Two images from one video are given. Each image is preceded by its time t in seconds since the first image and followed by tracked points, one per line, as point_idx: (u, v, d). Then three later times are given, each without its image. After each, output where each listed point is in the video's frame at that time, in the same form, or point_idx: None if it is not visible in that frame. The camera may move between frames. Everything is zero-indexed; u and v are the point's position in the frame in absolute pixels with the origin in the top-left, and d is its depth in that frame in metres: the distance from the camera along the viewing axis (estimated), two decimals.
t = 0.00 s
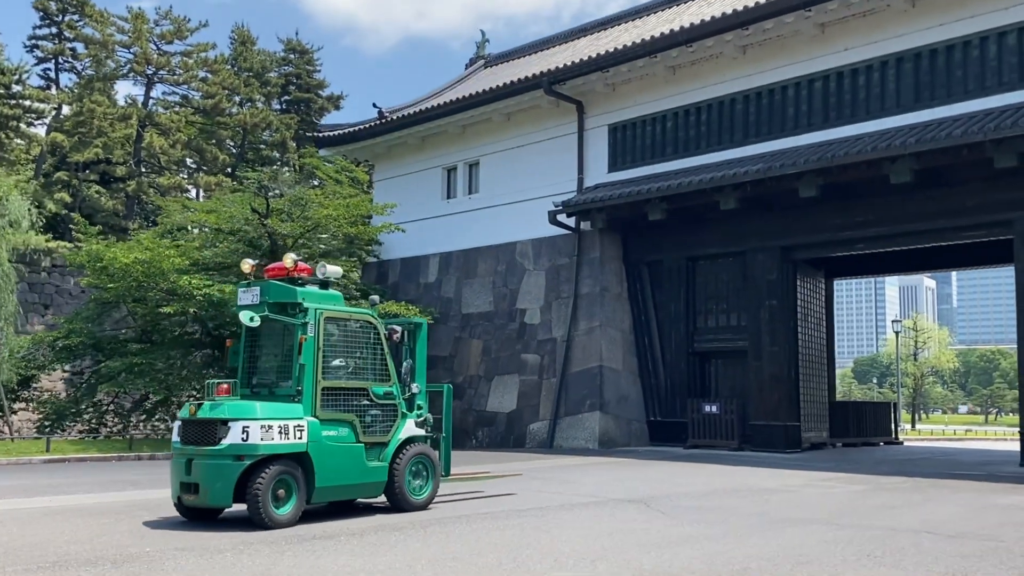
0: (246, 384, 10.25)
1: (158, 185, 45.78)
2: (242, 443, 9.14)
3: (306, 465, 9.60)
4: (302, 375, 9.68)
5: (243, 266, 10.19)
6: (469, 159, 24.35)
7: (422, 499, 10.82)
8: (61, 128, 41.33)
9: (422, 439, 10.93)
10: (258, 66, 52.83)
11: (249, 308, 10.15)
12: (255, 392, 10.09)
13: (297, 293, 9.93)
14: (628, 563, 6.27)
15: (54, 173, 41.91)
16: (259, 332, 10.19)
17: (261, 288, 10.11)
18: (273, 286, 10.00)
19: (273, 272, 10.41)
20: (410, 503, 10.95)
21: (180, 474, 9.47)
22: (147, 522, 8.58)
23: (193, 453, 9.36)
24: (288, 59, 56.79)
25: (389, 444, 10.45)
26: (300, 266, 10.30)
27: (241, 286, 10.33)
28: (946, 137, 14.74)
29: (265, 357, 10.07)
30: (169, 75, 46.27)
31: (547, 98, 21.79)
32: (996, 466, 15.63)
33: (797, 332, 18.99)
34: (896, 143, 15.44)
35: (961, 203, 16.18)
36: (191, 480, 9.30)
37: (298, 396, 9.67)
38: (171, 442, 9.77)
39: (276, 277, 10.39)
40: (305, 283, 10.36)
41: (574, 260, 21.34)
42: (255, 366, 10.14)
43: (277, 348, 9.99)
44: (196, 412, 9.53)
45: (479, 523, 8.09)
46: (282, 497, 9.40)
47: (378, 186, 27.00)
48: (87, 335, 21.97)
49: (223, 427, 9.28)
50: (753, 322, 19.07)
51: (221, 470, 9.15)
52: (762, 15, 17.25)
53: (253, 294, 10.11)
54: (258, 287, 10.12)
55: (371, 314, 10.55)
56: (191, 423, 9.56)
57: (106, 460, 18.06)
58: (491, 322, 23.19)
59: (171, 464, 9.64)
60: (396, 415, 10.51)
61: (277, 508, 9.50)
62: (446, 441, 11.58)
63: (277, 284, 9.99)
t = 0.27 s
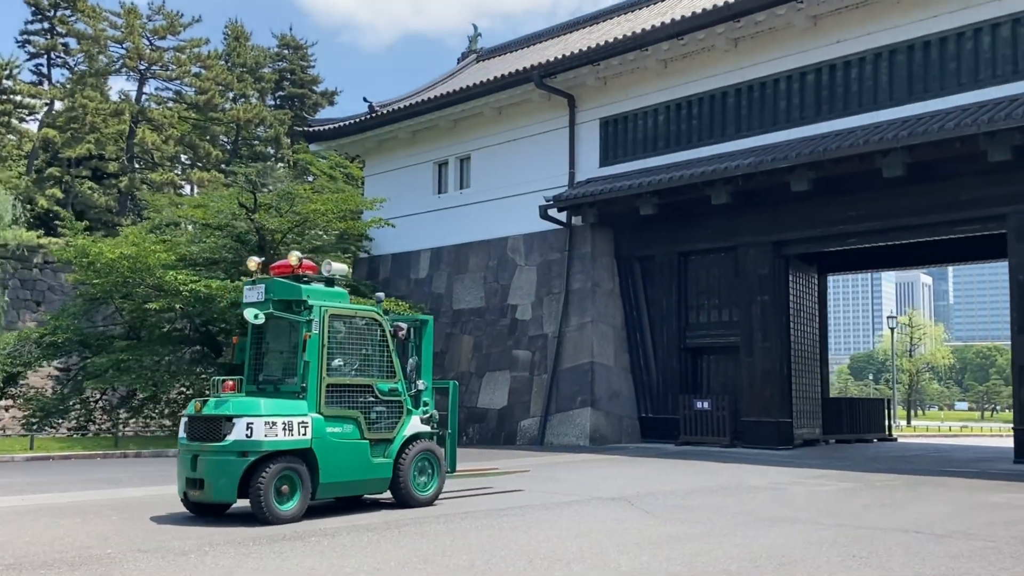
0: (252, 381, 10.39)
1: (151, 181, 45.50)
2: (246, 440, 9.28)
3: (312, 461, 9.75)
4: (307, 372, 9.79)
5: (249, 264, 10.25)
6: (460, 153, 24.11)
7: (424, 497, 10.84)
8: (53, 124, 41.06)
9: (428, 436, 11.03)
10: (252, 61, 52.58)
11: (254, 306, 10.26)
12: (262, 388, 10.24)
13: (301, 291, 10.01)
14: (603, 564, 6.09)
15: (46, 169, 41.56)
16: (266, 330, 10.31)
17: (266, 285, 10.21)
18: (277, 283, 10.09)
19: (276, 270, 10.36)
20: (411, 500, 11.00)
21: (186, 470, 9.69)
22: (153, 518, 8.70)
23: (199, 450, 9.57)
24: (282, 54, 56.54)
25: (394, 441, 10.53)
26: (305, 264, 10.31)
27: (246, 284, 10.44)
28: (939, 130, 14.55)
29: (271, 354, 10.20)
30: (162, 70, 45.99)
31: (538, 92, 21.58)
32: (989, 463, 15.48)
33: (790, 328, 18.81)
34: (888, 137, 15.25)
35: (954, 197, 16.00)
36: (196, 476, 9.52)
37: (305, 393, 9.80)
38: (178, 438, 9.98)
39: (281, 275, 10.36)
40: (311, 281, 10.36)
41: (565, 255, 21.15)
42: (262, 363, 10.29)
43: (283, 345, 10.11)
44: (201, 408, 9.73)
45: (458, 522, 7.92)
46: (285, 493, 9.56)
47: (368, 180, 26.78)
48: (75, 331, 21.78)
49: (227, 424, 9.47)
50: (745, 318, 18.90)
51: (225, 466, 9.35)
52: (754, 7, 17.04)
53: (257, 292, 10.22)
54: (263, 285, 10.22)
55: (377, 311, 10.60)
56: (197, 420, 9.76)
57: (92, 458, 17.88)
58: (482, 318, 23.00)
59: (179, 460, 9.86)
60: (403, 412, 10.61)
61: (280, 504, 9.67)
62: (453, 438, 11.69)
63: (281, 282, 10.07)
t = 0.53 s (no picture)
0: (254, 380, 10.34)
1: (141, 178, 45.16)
2: (249, 439, 9.22)
3: (314, 461, 9.70)
4: (310, 372, 9.74)
5: (252, 264, 10.28)
6: (449, 150, 23.85)
7: (427, 497, 10.71)
8: (42, 121, 40.72)
9: (431, 436, 10.96)
10: (244, 58, 52.26)
11: (257, 305, 10.24)
12: (264, 388, 10.19)
13: (304, 291, 9.99)
14: (580, 570, 5.86)
15: (36, 166, 41.03)
16: (268, 330, 10.28)
17: (269, 285, 10.21)
18: (280, 283, 10.07)
19: (279, 270, 10.40)
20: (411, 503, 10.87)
21: (189, 470, 9.66)
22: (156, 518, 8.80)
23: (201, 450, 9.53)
24: (275, 51, 56.24)
25: (397, 441, 10.48)
26: (307, 264, 10.33)
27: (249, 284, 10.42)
28: (932, 124, 14.33)
29: (274, 354, 10.15)
30: (152, 67, 45.64)
31: (528, 87, 21.33)
32: (983, 461, 15.28)
33: (782, 325, 18.60)
34: (880, 131, 15.03)
35: (947, 192, 15.79)
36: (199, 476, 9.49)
37: (308, 393, 9.76)
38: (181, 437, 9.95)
39: (283, 275, 10.38)
40: (313, 281, 10.38)
41: (555, 252, 20.91)
42: (264, 363, 10.23)
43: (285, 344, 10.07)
44: (203, 408, 9.70)
45: (437, 526, 7.68)
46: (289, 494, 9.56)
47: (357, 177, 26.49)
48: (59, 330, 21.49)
49: (230, 424, 9.42)
50: (737, 315, 18.68)
51: (227, 466, 9.32)
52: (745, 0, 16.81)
53: (260, 293, 10.22)
54: (266, 285, 10.22)
55: (380, 311, 10.57)
56: (200, 419, 9.73)
57: (75, 459, 17.63)
58: (472, 315, 22.76)
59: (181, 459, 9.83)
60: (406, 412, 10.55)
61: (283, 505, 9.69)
62: (456, 438, 11.65)
63: (283, 281, 10.04)
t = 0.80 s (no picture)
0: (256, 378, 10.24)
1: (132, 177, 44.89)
2: (250, 438, 9.13)
3: (317, 459, 9.62)
4: (313, 370, 9.65)
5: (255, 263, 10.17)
6: (438, 146, 23.61)
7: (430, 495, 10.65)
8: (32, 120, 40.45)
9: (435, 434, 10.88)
10: (236, 56, 51.99)
11: (261, 303, 10.16)
12: (267, 386, 10.10)
13: (307, 289, 9.89)
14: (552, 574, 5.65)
15: (26, 165, 40.65)
16: (271, 328, 10.19)
17: (272, 284, 10.11)
18: (284, 281, 9.98)
19: (282, 269, 10.22)
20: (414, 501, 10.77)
21: (192, 468, 9.61)
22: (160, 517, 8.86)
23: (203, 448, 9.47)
24: (267, 49, 56.01)
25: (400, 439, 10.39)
26: (311, 262, 10.16)
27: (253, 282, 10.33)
28: (923, 117, 14.12)
29: (276, 352, 10.06)
30: (143, 66, 45.37)
31: (517, 82, 21.09)
32: (976, 459, 15.10)
33: (774, 322, 18.39)
34: (872, 124, 14.81)
35: (940, 186, 15.59)
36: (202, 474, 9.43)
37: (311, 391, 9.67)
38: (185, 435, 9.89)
39: (286, 274, 10.19)
40: (316, 279, 10.18)
41: (545, 249, 20.70)
42: (267, 361, 10.14)
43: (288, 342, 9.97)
44: (205, 405, 9.62)
45: (412, 527, 7.47)
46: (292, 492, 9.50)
47: (347, 174, 26.26)
48: (43, 329, 21.23)
49: (232, 422, 9.35)
50: (728, 312, 18.47)
51: (230, 465, 9.26)
52: None
53: (264, 291, 10.13)
54: (269, 283, 10.13)
55: (383, 308, 10.48)
56: (202, 417, 9.66)
57: (57, 459, 17.41)
58: (461, 313, 22.55)
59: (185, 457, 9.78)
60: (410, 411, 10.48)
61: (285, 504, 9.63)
62: (459, 435, 11.59)
63: (287, 279, 9.95)
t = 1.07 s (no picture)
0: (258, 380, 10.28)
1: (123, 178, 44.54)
2: (250, 440, 9.12)
3: (317, 461, 9.57)
4: (312, 371, 9.64)
5: (256, 266, 10.22)
6: (426, 144, 23.33)
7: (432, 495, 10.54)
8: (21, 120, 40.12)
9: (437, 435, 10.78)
10: (228, 56, 51.66)
11: (261, 305, 10.20)
12: (269, 387, 10.14)
13: (306, 291, 9.90)
14: None
15: (15, 166, 40.30)
16: (272, 330, 10.22)
17: (272, 286, 10.17)
18: (283, 283, 10.01)
19: (283, 271, 10.39)
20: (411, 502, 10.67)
21: (193, 470, 9.60)
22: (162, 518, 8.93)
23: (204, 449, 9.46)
24: (259, 49, 55.69)
25: (401, 440, 10.32)
26: (310, 264, 10.33)
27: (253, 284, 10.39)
28: (915, 111, 13.87)
29: (276, 353, 10.08)
30: (133, 65, 45.04)
31: (505, 79, 20.83)
32: (971, 459, 14.85)
33: (765, 321, 18.15)
34: (863, 119, 14.56)
35: (932, 182, 15.35)
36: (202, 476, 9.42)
37: (310, 392, 9.65)
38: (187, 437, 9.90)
39: (287, 275, 10.40)
40: (316, 281, 10.34)
41: (534, 247, 20.44)
42: (268, 363, 10.18)
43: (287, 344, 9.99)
44: (206, 407, 9.63)
45: (385, 535, 7.22)
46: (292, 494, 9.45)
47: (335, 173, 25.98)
48: (26, 330, 20.92)
49: (233, 424, 9.33)
50: (719, 311, 18.22)
51: (231, 466, 9.24)
52: None
53: (263, 293, 10.18)
54: (268, 286, 10.18)
55: (384, 310, 10.43)
56: (203, 419, 9.66)
57: (38, 463, 17.12)
58: (450, 313, 22.29)
59: (187, 458, 9.78)
60: (410, 412, 10.41)
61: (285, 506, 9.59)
62: (461, 437, 11.50)
63: (285, 281, 9.97)
